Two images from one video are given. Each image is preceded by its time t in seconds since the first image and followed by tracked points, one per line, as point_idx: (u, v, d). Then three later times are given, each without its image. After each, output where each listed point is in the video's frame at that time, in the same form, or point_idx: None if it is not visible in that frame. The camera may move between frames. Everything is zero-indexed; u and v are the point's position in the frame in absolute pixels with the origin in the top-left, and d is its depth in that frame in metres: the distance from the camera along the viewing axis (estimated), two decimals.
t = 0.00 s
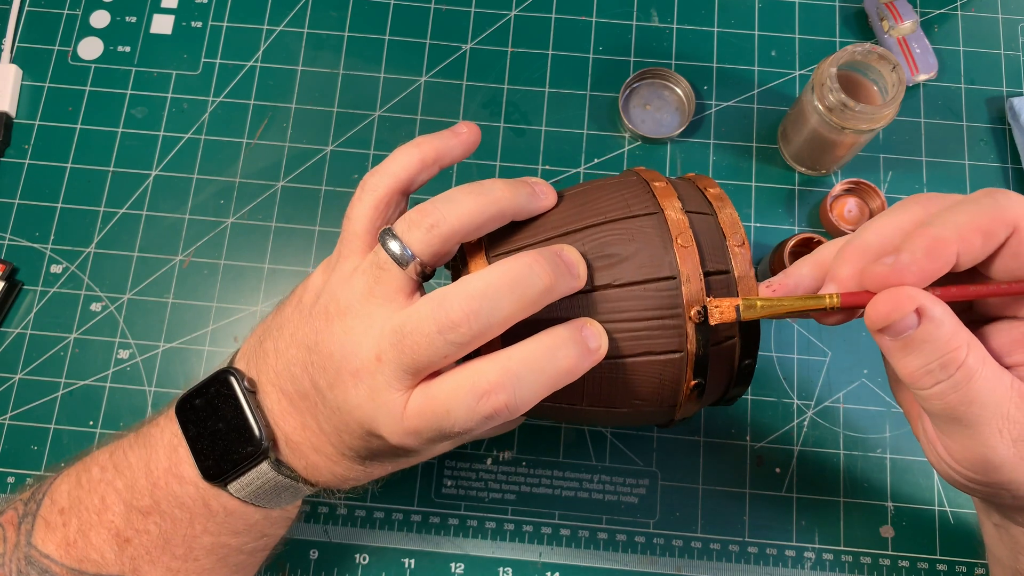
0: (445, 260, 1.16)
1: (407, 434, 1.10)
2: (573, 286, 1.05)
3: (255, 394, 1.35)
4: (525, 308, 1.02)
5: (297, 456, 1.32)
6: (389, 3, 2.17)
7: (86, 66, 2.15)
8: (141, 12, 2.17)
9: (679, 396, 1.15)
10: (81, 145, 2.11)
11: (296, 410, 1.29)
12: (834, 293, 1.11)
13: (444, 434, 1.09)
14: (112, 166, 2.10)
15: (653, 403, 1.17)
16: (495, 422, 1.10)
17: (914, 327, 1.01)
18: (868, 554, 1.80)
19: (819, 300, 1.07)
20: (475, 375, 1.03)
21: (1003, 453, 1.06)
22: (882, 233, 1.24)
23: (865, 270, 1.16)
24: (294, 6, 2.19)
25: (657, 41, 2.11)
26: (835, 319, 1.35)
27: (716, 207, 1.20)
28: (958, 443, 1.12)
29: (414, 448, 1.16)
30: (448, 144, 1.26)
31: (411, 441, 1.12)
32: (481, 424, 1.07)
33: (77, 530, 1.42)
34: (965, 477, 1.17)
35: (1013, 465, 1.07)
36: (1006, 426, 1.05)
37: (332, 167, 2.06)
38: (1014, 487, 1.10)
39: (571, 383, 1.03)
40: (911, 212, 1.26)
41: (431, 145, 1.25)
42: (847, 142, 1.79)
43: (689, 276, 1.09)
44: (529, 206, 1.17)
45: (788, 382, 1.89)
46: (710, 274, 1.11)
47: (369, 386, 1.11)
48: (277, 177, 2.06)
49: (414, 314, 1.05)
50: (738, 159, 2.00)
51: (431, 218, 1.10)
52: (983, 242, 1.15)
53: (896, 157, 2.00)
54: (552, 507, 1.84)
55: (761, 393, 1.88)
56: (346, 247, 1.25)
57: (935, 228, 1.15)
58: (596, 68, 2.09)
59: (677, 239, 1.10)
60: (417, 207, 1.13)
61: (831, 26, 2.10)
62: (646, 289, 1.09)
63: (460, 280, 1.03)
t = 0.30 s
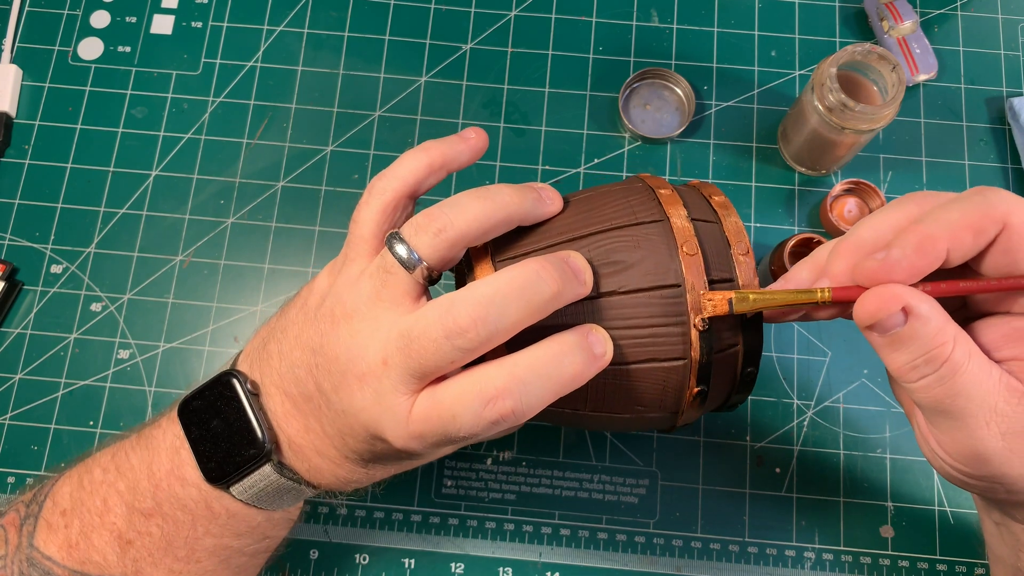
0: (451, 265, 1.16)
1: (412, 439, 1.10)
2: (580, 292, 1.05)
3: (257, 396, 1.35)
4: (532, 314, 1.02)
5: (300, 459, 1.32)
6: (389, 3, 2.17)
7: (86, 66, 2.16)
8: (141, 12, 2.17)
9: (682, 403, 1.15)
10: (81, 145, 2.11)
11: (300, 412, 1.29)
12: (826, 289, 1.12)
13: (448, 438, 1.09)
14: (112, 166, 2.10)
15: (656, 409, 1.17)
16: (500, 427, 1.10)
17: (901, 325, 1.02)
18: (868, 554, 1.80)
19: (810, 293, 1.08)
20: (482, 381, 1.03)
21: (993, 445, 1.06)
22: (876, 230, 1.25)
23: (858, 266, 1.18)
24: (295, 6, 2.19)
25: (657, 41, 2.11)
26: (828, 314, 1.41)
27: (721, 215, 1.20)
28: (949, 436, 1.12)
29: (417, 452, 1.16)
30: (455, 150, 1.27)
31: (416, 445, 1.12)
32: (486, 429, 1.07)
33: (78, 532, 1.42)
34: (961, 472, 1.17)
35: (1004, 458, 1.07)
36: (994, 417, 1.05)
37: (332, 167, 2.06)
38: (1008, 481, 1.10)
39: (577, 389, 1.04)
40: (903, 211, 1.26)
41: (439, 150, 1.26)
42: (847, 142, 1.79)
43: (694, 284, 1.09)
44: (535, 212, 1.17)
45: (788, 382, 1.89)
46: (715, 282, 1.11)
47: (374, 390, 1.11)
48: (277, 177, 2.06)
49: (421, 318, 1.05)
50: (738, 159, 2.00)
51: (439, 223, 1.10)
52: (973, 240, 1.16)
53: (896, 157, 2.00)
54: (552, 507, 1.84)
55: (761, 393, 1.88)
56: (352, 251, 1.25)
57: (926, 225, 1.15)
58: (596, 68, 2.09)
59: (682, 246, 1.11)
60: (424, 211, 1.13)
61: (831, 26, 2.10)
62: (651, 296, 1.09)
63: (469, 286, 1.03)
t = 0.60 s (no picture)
0: (453, 265, 1.16)
1: (414, 439, 1.10)
2: (581, 293, 1.05)
3: (258, 396, 1.35)
4: (535, 316, 1.02)
5: (300, 459, 1.32)
6: (389, 3, 2.17)
7: (86, 66, 2.15)
8: (141, 12, 2.17)
9: (684, 404, 1.15)
10: (81, 145, 2.11)
11: (301, 413, 1.29)
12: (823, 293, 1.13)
13: (450, 439, 1.09)
14: (112, 166, 2.10)
15: (657, 410, 1.17)
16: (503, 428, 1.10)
17: (893, 326, 1.03)
18: (868, 553, 1.80)
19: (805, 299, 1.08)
20: (485, 382, 1.03)
21: (990, 449, 1.06)
22: (873, 231, 1.26)
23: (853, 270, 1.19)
24: (295, 6, 2.19)
25: (657, 41, 2.11)
26: (825, 317, 1.42)
27: (722, 217, 1.20)
28: (948, 443, 1.12)
29: (418, 453, 1.16)
30: (458, 152, 1.27)
31: (417, 445, 1.12)
32: (488, 430, 1.07)
33: (78, 532, 1.42)
34: (961, 477, 1.17)
35: (1002, 462, 1.07)
36: (990, 421, 1.05)
37: (332, 167, 2.06)
38: (1007, 485, 1.10)
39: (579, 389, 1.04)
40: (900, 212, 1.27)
41: (441, 152, 1.26)
42: (847, 142, 1.79)
43: (694, 285, 1.09)
44: (536, 213, 1.17)
45: (788, 382, 1.89)
46: (716, 284, 1.12)
47: (376, 391, 1.11)
48: (277, 177, 2.06)
49: (424, 319, 1.05)
50: (738, 160, 2.00)
51: (442, 224, 1.10)
52: (966, 243, 1.16)
53: (896, 157, 2.00)
54: (552, 507, 1.84)
55: (761, 393, 1.88)
56: (354, 251, 1.25)
57: (920, 228, 1.16)
58: (596, 68, 2.09)
59: (682, 248, 1.11)
60: (428, 212, 1.13)
61: (831, 26, 2.10)
62: (653, 298, 1.10)
63: (472, 287, 1.03)
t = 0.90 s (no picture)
0: (452, 264, 1.16)
1: (413, 439, 1.10)
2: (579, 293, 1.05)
3: (256, 396, 1.35)
4: (533, 315, 1.02)
5: (299, 459, 1.32)
6: (389, 3, 2.18)
7: (86, 66, 2.15)
8: (141, 12, 2.17)
9: (683, 404, 1.15)
10: (81, 145, 2.11)
11: (299, 413, 1.29)
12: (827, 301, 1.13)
13: (448, 438, 1.09)
14: (112, 166, 2.10)
15: (655, 411, 1.17)
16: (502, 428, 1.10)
17: (898, 331, 1.03)
18: (867, 553, 1.80)
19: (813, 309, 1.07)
20: (483, 382, 1.03)
21: (996, 457, 1.06)
22: (874, 237, 1.24)
23: (860, 278, 1.20)
24: (295, 6, 2.19)
25: (657, 41, 2.11)
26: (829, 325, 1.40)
27: (722, 217, 1.20)
28: (953, 450, 1.11)
29: (417, 452, 1.16)
30: (458, 152, 1.27)
31: (415, 445, 1.12)
32: (487, 429, 1.07)
33: (77, 532, 1.42)
34: (966, 483, 1.17)
35: (1007, 469, 1.06)
36: (995, 429, 1.04)
37: (332, 167, 2.06)
38: (1011, 491, 1.09)
39: (577, 389, 1.04)
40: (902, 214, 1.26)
41: (441, 152, 1.26)
42: (846, 142, 1.79)
43: (694, 286, 1.09)
44: (536, 213, 1.17)
45: (788, 382, 1.89)
46: (715, 285, 1.12)
47: (374, 390, 1.11)
48: (277, 177, 2.06)
49: (422, 319, 1.05)
50: (738, 159, 2.00)
51: (441, 223, 1.10)
52: (970, 247, 1.16)
53: (896, 157, 2.00)
54: (552, 507, 1.84)
55: (761, 393, 1.88)
56: (353, 250, 1.25)
57: (922, 234, 1.16)
58: (596, 68, 2.09)
59: (681, 248, 1.11)
60: (427, 211, 1.12)
61: (831, 26, 2.10)
62: (652, 298, 1.10)
63: (470, 286, 1.03)
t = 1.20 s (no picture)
0: (451, 262, 1.17)
1: (411, 438, 1.10)
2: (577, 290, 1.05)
3: (256, 395, 1.35)
4: (531, 313, 1.02)
5: (298, 458, 1.32)
6: (389, 3, 2.18)
7: (87, 66, 2.16)
8: (141, 12, 2.17)
9: (682, 402, 1.15)
10: (82, 145, 2.11)
11: (299, 412, 1.29)
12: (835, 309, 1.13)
13: (446, 436, 1.09)
14: (112, 166, 2.10)
15: (655, 410, 1.17)
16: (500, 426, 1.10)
17: (912, 334, 1.02)
18: (867, 553, 1.80)
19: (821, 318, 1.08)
20: (481, 379, 1.03)
21: (1010, 460, 1.06)
22: (880, 243, 1.24)
23: (867, 284, 1.20)
24: (295, 5, 2.19)
25: (657, 41, 2.11)
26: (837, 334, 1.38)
27: (721, 216, 1.20)
28: (968, 455, 1.11)
29: (416, 451, 1.16)
30: (457, 152, 1.28)
31: (414, 444, 1.12)
32: (484, 427, 1.07)
33: (77, 532, 1.42)
34: (974, 486, 1.17)
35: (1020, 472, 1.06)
36: (1012, 432, 1.05)
37: (332, 167, 2.06)
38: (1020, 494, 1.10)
39: (575, 386, 1.04)
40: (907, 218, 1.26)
41: (441, 152, 1.26)
42: (847, 142, 1.79)
43: (693, 283, 1.09)
44: (534, 212, 1.18)
45: (788, 382, 1.89)
46: (714, 283, 1.12)
47: (372, 388, 1.11)
48: (277, 177, 2.06)
49: (419, 316, 1.05)
50: (738, 160, 2.00)
51: (438, 221, 1.10)
52: (980, 250, 1.16)
53: (896, 157, 2.00)
54: (552, 507, 1.84)
55: (761, 393, 1.88)
56: (352, 249, 1.25)
57: (932, 238, 1.16)
58: (596, 68, 2.09)
59: (680, 246, 1.11)
60: (424, 209, 1.13)
61: (831, 26, 2.10)
62: (650, 295, 1.10)
63: (467, 283, 1.03)
